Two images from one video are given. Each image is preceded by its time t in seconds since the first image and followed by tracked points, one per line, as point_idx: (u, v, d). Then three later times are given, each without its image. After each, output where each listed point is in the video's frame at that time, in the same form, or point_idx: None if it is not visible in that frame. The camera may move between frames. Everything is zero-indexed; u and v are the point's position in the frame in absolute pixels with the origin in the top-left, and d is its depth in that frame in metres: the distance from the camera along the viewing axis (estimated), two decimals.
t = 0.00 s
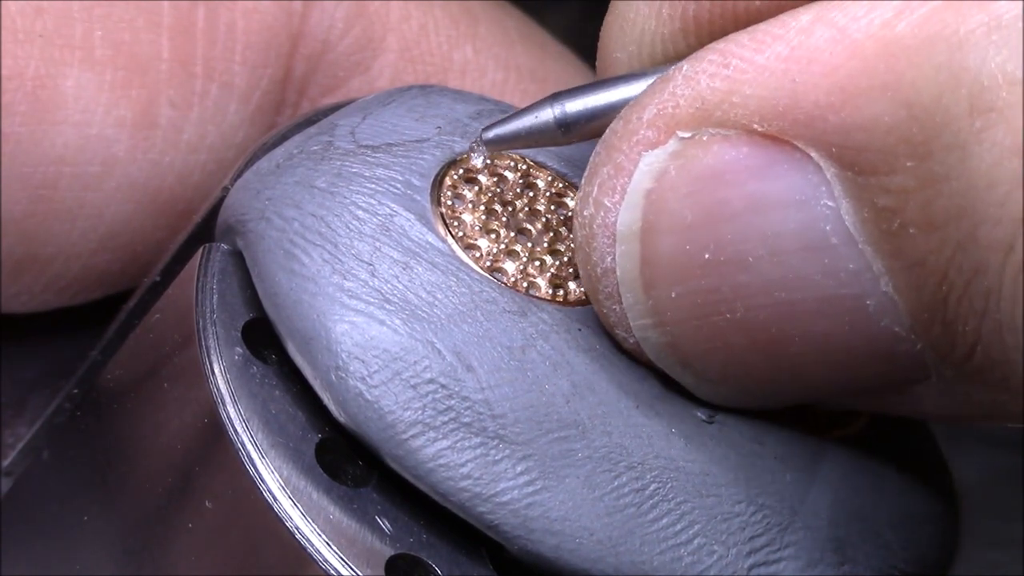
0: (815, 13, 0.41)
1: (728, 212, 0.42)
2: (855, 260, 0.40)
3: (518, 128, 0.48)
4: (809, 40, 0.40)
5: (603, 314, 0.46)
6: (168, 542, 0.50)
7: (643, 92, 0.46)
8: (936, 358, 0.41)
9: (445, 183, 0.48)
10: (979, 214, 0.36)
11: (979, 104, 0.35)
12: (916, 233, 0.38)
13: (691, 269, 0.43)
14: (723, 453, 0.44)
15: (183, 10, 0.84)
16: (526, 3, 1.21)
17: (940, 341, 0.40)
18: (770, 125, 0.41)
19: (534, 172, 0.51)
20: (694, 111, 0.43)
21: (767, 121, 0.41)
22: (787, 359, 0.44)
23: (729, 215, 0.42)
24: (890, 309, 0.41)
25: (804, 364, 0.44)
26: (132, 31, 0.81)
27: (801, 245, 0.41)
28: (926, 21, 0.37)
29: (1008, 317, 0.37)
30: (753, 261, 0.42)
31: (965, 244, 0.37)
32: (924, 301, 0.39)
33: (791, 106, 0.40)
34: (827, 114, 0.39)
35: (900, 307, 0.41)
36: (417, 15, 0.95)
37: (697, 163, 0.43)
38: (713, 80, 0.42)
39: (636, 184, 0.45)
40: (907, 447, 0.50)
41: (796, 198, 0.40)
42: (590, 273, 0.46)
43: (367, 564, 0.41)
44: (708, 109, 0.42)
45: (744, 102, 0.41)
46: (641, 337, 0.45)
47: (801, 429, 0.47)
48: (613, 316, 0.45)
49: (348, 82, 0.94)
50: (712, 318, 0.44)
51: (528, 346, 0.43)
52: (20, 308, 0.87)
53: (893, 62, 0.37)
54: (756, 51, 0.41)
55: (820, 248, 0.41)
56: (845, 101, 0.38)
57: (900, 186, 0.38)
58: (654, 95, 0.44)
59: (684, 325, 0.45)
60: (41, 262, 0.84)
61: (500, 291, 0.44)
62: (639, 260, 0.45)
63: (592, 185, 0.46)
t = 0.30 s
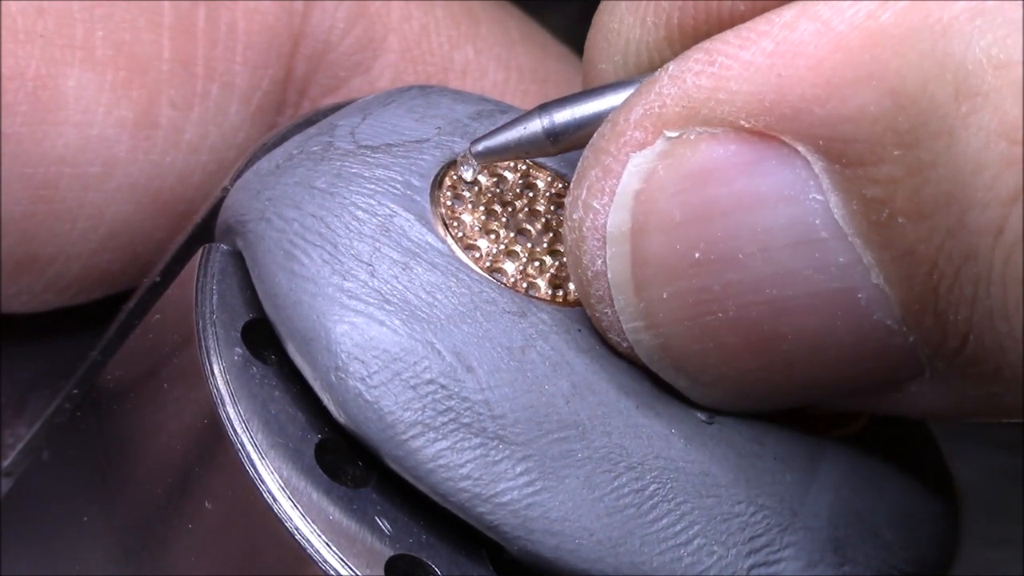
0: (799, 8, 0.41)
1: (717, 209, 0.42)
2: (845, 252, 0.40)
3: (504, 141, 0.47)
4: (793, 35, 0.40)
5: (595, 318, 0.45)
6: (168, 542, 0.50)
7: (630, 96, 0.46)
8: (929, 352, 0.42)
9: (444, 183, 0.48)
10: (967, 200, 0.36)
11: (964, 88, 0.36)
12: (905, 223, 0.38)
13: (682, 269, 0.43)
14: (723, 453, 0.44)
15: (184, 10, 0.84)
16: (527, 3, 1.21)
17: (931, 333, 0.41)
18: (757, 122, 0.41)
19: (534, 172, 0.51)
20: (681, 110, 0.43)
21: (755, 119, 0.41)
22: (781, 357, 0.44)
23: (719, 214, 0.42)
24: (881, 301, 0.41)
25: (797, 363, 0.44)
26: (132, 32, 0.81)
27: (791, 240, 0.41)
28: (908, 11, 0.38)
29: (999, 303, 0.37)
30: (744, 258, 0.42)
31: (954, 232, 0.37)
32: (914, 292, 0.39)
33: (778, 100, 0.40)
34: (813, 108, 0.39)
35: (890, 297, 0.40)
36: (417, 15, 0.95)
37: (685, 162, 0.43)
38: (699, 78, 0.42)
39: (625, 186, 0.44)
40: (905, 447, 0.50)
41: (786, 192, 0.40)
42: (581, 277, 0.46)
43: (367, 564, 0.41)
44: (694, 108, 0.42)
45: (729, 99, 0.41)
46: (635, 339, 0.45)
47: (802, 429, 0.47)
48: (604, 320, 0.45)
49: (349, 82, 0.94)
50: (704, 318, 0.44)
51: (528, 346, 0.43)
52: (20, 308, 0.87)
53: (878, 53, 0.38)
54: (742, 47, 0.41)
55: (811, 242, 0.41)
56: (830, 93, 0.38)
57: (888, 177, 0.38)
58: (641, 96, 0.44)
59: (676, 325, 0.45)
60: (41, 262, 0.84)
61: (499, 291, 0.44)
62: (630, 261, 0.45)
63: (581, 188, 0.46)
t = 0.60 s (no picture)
0: (785, 4, 0.41)
1: (710, 209, 0.42)
2: (839, 247, 0.40)
3: (497, 153, 0.47)
4: (779, 29, 0.40)
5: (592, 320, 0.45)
6: (168, 543, 0.50)
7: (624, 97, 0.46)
8: (927, 344, 0.42)
9: (444, 184, 0.48)
10: (959, 187, 0.36)
11: (952, 75, 0.36)
12: (897, 214, 0.38)
13: (677, 268, 0.43)
14: (724, 454, 0.44)
15: (184, 10, 0.84)
16: (527, 3, 1.21)
17: (928, 324, 0.40)
18: (746, 118, 0.41)
19: (534, 172, 0.51)
20: (672, 110, 0.43)
21: (745, 115, 0.41)
22: (779, 356, 0.44)
23: (712, 213, 0.42)
24: (877, 294, 0.41)
25: (794, 361, 0.44)
26: (132, 32, 0.81)
27: (785, 236, 0.41)
28: (893, 3, 0.37)
29: (994, 289, 0.37)
30: (738, 255, 0.42)
31: (947, 219, 0.37)
32: (909, 284, 0.39)
33: (767, 96, 0.40)
34: (803, 101, 0.39)
35: (886, 289, 0.40)
36: (417, 15, 0.95)
37: (677, 161, 0.43)
38: (687, 77, 0.42)
39: (618, 187, 0.44)
40: (905, 447, 0.50)
41: (779, 188, 0.41)
42: (576, 279, 0.46)
43: (367, 564, 0.41)
44: (684, 108, 0.42)
45: (719, 97, 0.41)
46: (632, 341, 0.45)
47: (802, 428, 0.47)
48: (603, 323, 0.45)
49: (350, 82, 0.94)
50: (700, 317, 0.44)
51: (528, 347, 0.43)
52: (20, 308, 0.87)
53: (866, 43, 0.38)
54: (728, 45, 0.42)
55: (804, 238, 0.41)
56: (819, 86, 0.38)
57: (880, 168, 0.38)
58: (632, 98, 0.44)
59: (673, 325, 0.44)
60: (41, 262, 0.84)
61: (499, 291, 0.44)
62: (625, 262, 0.45)
63: (574, 193, 0.46)
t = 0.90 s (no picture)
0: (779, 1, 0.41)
1: (706, 206, 0.42)
2: (836, 242, 0.40)
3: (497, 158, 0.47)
4: (773, 25, 0.40)
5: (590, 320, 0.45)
6: (168, 542, 0.50)
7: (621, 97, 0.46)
8: (924, 338, 0.42)
9: (444, 185, 0.48)
10: (952, 180, 0.36)
11: (945, 67, 0.36)
12: (893, 208, 0.38)
13: (674, 266, 0.43)
14: (724, 454, 0.44)
15: (184, 10, 0.84)
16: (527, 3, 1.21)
17: (926, 318, 0.40)
18: (741, 115, 0.41)
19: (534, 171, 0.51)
20: (666, 108, 0.43)
21: (740, 112, 0.41)
22: (776, 353, 0.44)
23: (709, 210, 0.42)
24: (874, 290, 0.41)
25: (793, 359, 0.44)
26: (132, 32, 0.82)
27: (781, 233, 0.41)
28: None
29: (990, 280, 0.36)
30: (735, 253, 0.42)
31: (942, 212, 0.37)
32: (905, 277, 0.39)
33: (761, 92, 0.40)
34: (797, 97, 0.39)
35: (883, 284, 0.40)
36: (417, 15, 0.95)
37: (673, 159, 0.43)
38: (683, 74, 0.43)
39: (614, 187, 0.44)
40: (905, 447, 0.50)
41: (774, 184, 0.40)
42: (573, 279, 0.46)
43: (367, 564, 0.41)
44: (679, 105, 0.43)
45: (713, 95, 0.41)
46: (631, 341, 0.45)
47: (802, 427, 0.47)
48: (601, 323, 0.45)
49: (350, 82, 0.94)
50: (698, 316, 0.44)
51: (528, 347, 0.43)
52: (20, 307, 0.87)
53: (859, 38, 0.37)
54: (722, 42, 0.42)
55: (801, 234, 0.41)
56: (813, 81, 0.38)
57: (874, 162, 0.38)
58: (629, 97, 0.44)
59: (672, 322, 0.44)
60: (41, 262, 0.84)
61: (499, 291, 0.44)
62: (623, 261, 0.45)
63: (571, 191, 0.46)
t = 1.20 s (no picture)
0: None
1: (703, 201, 0.42)
2: (832, 235, 0.40)
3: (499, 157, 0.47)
4: (767, 19, 0.40)
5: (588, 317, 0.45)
6: (168, 542, 0.50)
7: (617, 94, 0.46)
8: (921, 330, 0.42)
9: (444, 185, 0.48)
10: (947, 170, 0.36)
11: (938, 58, 0.35)
12: (888, 200, 0.38)
13: (671, 262, 0.43)
14: (724, 454, 0.44)
15: (184, 10, 0.84)
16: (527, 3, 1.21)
17: (923, 309, 0.40)
18: (737, 108, 0.41)
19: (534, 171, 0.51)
20: (662, 103, 0.43)
21: (735, 105, 0.41)
22: (772, 347, 0.44)
23: (706, 205, 0.42)
24: (871, 283, 0.41)
25: (791, 354, 0.44)
26: (133, 32, 0.82)
27: (777, 226, 0.41)
28: None
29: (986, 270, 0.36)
30: (731, 248, 0.42)
31: (938, 202, 0.37)
32: (902, 269, 0.39)
33: (756, 85, 0.40)
34: (791, 90, 0.39)
35: (879, 276, 0.40)
36: (418, 15, 0.95)
37: (668, 156, 0.43)
38: (678, 69, 0.43)
39: (610, 183, 0.44)
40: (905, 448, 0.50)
41: (770, 178, 0.40)
42: (572, 277, 0.46)
43: (367, 564, 0.41)
44: (675, 99, 0.42)
45: (708, 88, 0.41)
46: (629, 338, 0.45)
47: (802, 426, 0.47)
48: (598, 321, 0.45)
49: (350, 82, 0.94)
50: (697, 311, 0.44)
51: (528, 346, 0.43)
52: (20, 307, 0.87)
53: (853, 30, 0.37)
54: (716, 37, 0.42)
55: (797, 227, 0.41)
56: (807, 74, 0.38)
57: (869, 154, 0.38)
58: (625, 93, 0.45)
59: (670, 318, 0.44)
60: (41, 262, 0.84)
61: (499, 291, 0.44)
62: (621, 257, 0.45)
63: (569, 189, 0.46)
